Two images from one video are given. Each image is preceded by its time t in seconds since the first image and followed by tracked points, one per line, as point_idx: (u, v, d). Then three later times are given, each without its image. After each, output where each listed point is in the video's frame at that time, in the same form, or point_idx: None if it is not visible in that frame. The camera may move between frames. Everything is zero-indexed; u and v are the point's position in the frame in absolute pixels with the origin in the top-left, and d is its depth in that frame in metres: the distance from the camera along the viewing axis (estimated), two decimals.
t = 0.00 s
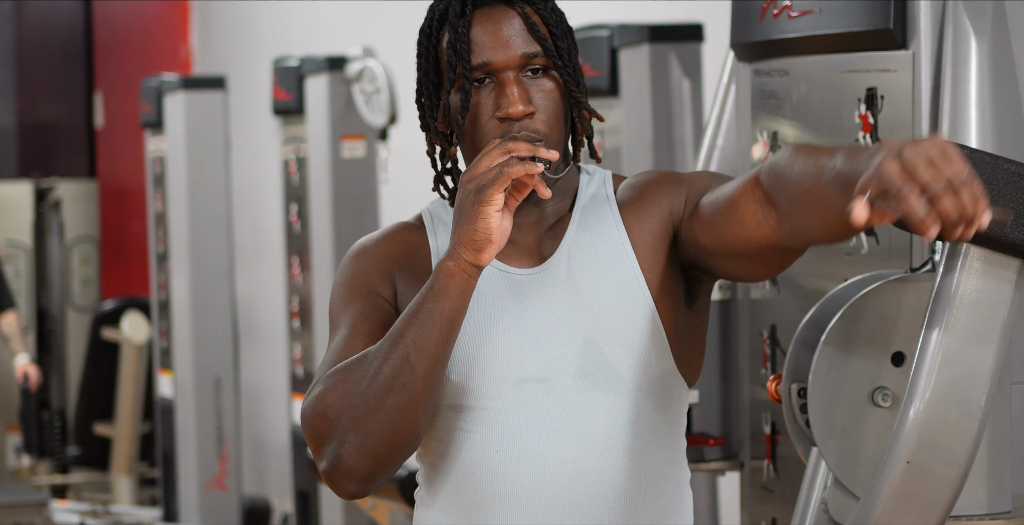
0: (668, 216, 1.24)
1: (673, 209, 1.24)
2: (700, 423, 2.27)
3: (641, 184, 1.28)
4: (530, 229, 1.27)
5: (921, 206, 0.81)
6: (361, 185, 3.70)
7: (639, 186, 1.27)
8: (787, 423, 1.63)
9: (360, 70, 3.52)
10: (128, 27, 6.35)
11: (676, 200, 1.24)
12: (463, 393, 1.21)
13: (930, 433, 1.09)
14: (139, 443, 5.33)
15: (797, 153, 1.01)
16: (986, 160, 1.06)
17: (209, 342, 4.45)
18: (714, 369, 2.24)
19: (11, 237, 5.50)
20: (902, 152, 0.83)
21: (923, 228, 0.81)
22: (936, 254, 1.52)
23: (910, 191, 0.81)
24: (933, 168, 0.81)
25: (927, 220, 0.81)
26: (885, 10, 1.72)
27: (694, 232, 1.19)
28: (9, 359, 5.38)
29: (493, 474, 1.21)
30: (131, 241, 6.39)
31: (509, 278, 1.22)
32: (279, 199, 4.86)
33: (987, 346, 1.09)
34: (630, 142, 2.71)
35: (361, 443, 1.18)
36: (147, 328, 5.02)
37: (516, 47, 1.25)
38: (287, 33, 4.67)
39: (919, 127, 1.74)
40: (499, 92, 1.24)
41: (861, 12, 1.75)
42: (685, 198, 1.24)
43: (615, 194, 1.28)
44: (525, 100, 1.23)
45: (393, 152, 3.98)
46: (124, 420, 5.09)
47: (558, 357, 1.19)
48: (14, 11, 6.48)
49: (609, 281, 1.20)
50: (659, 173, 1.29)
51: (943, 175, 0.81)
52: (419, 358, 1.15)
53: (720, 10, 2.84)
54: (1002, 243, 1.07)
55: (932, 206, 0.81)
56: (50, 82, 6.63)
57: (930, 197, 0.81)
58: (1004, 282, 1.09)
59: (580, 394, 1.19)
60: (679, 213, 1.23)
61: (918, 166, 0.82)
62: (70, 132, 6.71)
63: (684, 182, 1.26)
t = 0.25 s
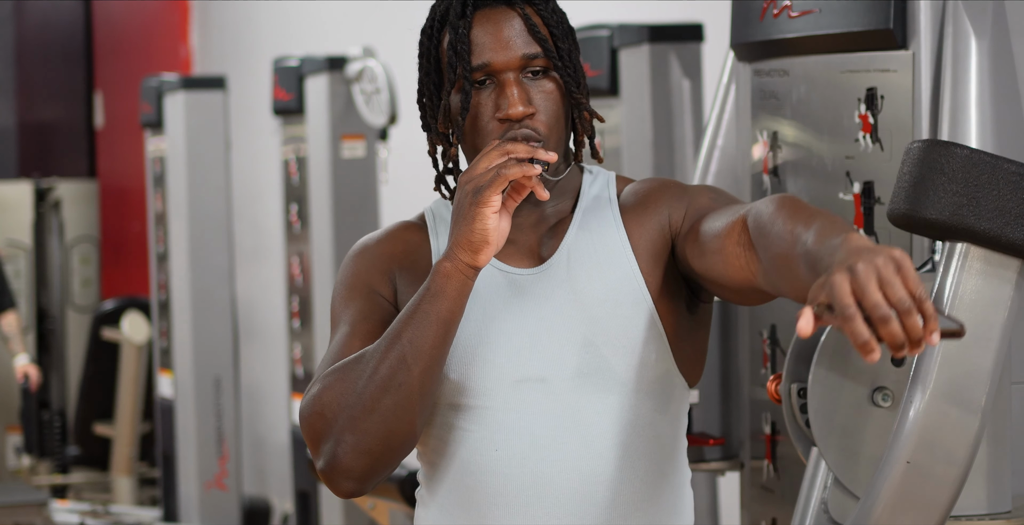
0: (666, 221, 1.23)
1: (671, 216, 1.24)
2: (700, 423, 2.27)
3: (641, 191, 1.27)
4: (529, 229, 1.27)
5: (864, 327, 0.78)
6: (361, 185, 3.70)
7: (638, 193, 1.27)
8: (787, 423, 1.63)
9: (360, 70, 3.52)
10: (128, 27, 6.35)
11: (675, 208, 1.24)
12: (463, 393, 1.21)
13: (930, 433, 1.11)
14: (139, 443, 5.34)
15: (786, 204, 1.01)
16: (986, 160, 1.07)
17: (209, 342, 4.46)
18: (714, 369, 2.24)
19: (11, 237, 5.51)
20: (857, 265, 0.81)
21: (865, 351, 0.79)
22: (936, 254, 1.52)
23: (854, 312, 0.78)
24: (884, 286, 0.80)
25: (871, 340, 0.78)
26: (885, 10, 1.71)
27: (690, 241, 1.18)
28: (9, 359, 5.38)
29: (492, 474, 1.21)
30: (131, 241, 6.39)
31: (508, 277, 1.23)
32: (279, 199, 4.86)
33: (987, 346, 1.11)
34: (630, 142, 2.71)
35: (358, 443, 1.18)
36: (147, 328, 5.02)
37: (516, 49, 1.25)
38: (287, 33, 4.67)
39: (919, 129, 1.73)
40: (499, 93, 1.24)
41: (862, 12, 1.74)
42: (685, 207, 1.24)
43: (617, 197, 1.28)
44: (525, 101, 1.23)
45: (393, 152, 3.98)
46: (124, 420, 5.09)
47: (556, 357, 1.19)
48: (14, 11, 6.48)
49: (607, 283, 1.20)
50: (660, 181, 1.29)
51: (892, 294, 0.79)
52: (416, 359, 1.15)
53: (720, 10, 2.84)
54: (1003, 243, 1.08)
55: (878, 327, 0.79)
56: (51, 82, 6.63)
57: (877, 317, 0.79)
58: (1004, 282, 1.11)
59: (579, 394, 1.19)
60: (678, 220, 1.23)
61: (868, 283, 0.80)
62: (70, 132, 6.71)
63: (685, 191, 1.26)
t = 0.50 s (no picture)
0: (665, 227, 1.23)
1: (670, 223, 1.24)
2: (701, 423, 2.27)
3: (643, 195, 1.27)
4: (530, 230, 1.27)
5: (814, 411, 0.77)
6: (361, 185, 3.70)
7: (640, 196, 1.27)
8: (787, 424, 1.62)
9: (360, 70, 3.52)
10: (127, 27, 6.34)
11: (675, 215, 1.24)
12: (462, 391, 1.21)
13: (930, 433, 1.11)
14: (139, 443, 5.33)
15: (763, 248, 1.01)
16: (986, 160, 1.07)
17: (209, 342, 4.45)
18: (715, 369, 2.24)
19: (11, 237, 5.51)
20: (813, 345, 0.80)
21: (814, 435, 0.77)
22: (935, 255, 1.53)
23: (804, 396, 0.77)
24: (837, 370, 0.78)
25: (819, 424, 0.77)
26: (885, 10, 1.71)
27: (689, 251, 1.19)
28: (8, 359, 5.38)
29: (491, 473, 1.21)
30: (130, 242, 6.39)
31: (508, 277, 1.22)
32: (279, 199, 4.86)
33: (987, 346, 1.11)
34: (630, 142, 2.71)
35: (357, 443, 1.18)
36: (147, 328, 5.02)
37: (516, 50, 1.25)
38: (287, 32, 4.67)
39: (919, 129, 1.71)
40: (498, 95, 1.24)
41: (862, 12, 1.74)
42: (685, 215, 1.24)
43: (619, 199, 1.28)
44: (525, 103, 1.23)
45: (392, 151, 3.98)
46: (124, 420, 5.09)
47: (555, 357, 1.19)
48: (14, 12, 6.48)
49: (606, 284, 1.20)
50: (660, 186, 1.29)
51: (846, 378, 0.78)
52: (414, 359, 1.15)
53: (719, 10, 2.84)
54: (1002, 243, 1.09)
55: (830, 411, 0.78)
56: (50, 82, 6.63)
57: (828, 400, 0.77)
58: (1004, 282, 1.11)
59: (577, 394, 1.19)
60: (677, 227, 1.23)
61: (822, 365, 0.78)
62: (70, 132, 6.71)
63: (685, 198, 1.26)
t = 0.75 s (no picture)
0: (660, 238, 1.23)
1: (668, 234, 1.23)
2: (701, 423, 2.27)
3: (644, 199, 1.27)
4: (529, 231, 1.26)
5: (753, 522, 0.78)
6: (361, 185, 3.70)
7: (641, 202, 1.26)
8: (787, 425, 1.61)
9: (360, 71, 3.52)
10: (128, 28, 6.34)
11: (676, 225, 1.23)
12: (462, 392, 1.21)
13: (930, 433, 1.12)
14: (139, 443, 5.33)
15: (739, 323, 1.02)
16: (985, 160, 1.07)
17: (209, 342, 4.45)
18: (715, 369, 2.24)
19: (11, 237, 5.51)
20: (763, 457, 0.82)
21: None
22: (936, 254, 1.53)
23: (746, 512, 0.79)
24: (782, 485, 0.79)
25: None
26: (885, 11, 1.71)
27: (681, 271, 1.18)
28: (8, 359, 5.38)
29: (490, 473, 1.21)
30: (130, 242, 6.39)
31: (507, 279, 1.22)
32: (279, 200, 4.86)
33: (987, 346, 1.11)
34: (630, 142, 2.71)
35: (356, 447, 1.18)
36: (147, 328, 5.02)
37: (514, 51, 1.25)
38: (287, 32, 4.67)
39: (920, 129, 1.73)
40: (496, 95, 1.24)
41: (862, 12, 1.74)
42: (686, 229, 1.23)
43: (621, 201, 1.27)
44: (522, 104, 1.23)
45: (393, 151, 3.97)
46: (124, 420, 5.09)
47: (554, 358, 1.18)
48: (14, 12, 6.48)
49: (605, 287, 1.19)
50: (665, 192, 1.29)
51: (789, 494, 0.79)
52: (412, 363, 1.15)
53: (720, 10, 2.84)
54: (1002, 243, 1.08)
55: None
56: (50, 83, 6.63)
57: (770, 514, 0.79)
58: (1004, 282, 1.10)
59: (576, 395, 1.19)
60: (675, 240, 1.22)
61: (768, 478, 0.80)
62: (70, 132, 6.71)
63: (690, 210, 1.25)
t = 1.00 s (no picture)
0: (659, 250, 1.22)
1: (667, 247, 1.22)
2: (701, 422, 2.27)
3: (646, 207, 1.25)
4: (528, 232, 1.26)
5: None
6: (361, 185, 3.70)
7: (644, 210, 1.25)
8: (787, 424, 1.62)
9: (360, 70, 3.52)
10: (128, 27, 6.34)
11: (677, 238, 1.22)
12: (461, 392, 1.22)
13: (930, 433, 1.12)
14: (139, 443, 5.33)
15: (696, 421, 1.12)
16: (985, 160, 1.08)
17: (209, 342, 4.45)
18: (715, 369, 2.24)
19: (11, 237, 5.51)
20: None
21: None
22: (936, 254, 1.53)
23: None
24: None
25: None
26: (885, 10, 1.71)
27: (673, 302, 1.18)
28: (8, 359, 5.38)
29: (488, 473, 1.21)
30: (130, 242, 6.39)
31: (505, 279, 1.22)
32: (279, 200, 4.86)
33: (987, 346, 1.11)
34: (630, 142, 2.71)
35: (355, 448, 1.19)
36: (147, 328, 5.02)
37: (513, 48, 1.24)
38: (287, 32, 4.67)
39: (920, 129, 1.72)
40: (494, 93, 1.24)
41: (862, 12, 1.74)
42: (686, 246, 1.22)
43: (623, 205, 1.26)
44: (520, 102, 1.23)
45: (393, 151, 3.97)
46: (124, 420, 5.09)
47: (551, 360, 1.18)
48: (14, 12, 6.48)
49: (602, 290, 1.19)
50: (670, 200, 1.27)
51: None
52: (410, 366, 1.16)
53: (720, 10, 2.84)
54: (1002, 243, 1.08)
55: None
56: (50, 83, 6.63)
57: None
58: (1004, 282, 1.11)
59: (573, 396, 1.18)
60: (675, 255, 1.21)
61: None
62: (70, 131, 6.71)
63: (694, 226, 1.23)
